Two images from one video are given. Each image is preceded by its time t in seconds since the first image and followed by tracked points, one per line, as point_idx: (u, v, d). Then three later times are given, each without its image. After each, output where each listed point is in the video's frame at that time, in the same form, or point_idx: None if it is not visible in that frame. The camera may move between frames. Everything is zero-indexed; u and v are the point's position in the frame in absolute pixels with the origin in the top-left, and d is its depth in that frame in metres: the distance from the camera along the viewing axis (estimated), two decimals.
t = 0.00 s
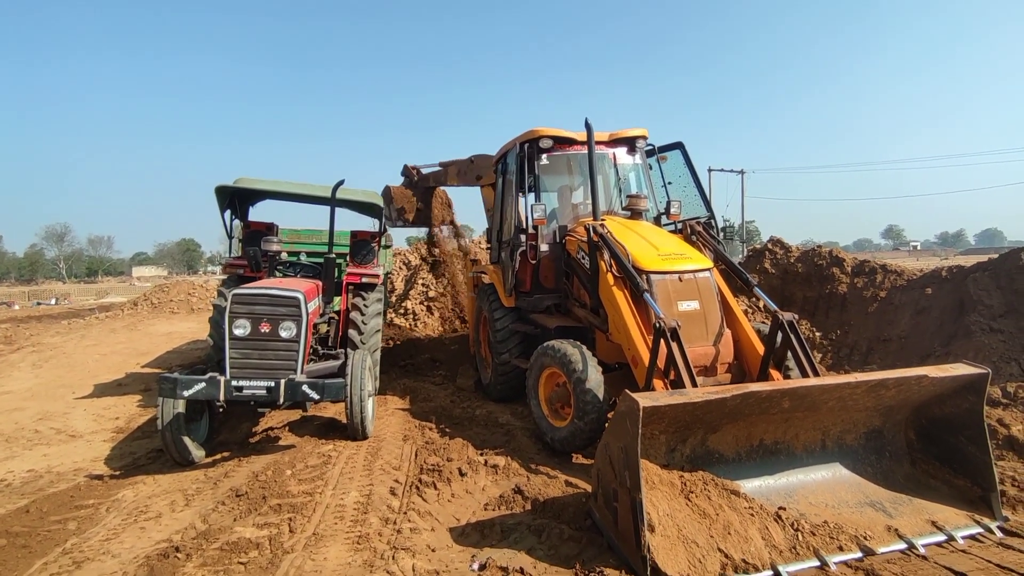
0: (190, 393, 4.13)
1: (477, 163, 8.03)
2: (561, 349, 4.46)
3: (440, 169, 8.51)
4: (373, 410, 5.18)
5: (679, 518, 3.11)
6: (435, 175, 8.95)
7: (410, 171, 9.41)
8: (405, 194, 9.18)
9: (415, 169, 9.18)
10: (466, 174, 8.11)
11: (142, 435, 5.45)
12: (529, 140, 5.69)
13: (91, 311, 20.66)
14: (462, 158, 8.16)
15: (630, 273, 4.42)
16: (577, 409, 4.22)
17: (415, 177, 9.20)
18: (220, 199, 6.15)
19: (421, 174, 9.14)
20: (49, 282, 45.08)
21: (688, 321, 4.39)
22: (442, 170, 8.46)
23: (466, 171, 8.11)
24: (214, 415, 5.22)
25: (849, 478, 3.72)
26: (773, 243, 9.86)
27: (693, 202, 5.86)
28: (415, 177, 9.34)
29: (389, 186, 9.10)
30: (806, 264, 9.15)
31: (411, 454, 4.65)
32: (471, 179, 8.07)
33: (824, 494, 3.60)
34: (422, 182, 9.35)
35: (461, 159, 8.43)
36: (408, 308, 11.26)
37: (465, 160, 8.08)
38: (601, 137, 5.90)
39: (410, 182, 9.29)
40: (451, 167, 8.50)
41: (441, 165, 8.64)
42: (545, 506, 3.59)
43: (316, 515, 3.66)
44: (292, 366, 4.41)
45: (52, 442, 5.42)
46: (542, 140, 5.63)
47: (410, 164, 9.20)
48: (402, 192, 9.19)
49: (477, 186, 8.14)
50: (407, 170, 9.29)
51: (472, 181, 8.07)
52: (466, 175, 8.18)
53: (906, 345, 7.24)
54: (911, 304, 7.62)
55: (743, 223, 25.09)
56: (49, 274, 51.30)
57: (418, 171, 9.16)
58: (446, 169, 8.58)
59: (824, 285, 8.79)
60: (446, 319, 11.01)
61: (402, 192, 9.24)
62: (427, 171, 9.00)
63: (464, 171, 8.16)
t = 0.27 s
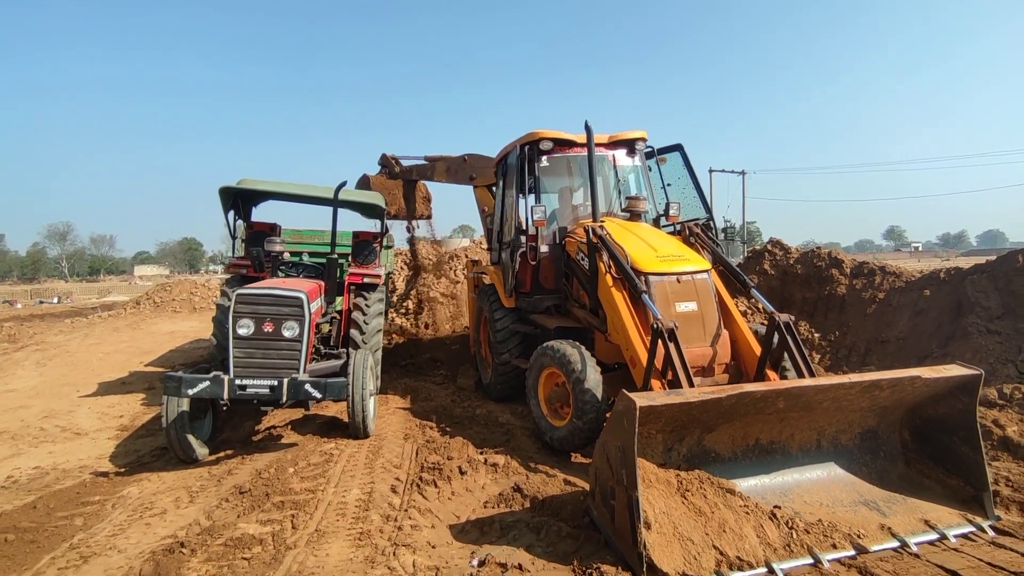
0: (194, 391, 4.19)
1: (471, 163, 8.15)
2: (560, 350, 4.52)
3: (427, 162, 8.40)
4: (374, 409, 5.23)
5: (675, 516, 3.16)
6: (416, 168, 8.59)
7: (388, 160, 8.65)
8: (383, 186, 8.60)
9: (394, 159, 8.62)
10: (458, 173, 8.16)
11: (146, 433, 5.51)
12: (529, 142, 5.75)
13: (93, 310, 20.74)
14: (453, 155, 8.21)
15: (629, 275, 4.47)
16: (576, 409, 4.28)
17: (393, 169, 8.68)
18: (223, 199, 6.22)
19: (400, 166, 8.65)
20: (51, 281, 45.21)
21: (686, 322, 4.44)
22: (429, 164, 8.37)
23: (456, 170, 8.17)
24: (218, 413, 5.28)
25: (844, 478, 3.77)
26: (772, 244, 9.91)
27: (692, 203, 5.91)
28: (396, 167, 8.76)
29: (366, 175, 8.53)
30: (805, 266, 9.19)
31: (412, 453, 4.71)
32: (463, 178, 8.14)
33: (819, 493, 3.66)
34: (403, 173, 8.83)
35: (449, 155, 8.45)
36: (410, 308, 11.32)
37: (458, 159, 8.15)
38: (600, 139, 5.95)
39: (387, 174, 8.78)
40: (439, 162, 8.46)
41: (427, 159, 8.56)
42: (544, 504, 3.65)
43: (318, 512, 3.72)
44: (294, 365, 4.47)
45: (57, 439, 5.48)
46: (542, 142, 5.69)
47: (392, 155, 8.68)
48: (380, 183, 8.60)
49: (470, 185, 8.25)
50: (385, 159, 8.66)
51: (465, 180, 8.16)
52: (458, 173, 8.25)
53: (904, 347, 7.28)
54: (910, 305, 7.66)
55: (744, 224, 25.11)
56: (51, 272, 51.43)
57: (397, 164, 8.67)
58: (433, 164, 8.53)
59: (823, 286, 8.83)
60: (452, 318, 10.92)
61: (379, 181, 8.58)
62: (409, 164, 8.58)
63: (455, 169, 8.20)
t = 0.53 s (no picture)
0: (200, 387, 4.27)
1: (467, 161, 8.19)
2: (560, 348, 4.58)
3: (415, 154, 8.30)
4: (377, 407, 5.30)
5: (671, 511, 3.23)
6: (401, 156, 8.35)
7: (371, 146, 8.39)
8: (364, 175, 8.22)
9: (379, 146, 8.32)
10: (455, 170, 8.18)
11: (152, 429, 5.60)
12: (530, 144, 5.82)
13: (97, 309, 20.85)
14: (449, 151, 8.23)
15: (628, 275, 4.54)
16: (575, 407, 4.35)
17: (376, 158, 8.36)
18: (229, 199, 6.31)
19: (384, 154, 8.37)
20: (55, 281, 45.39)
21: (684, 322, 4.51)
22: (420, 157, 8.27)
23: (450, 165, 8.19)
24: (223, 410, 5.36)
25: (839, 475, 3.83)
26: (772, 245, 9.96)
27: (691, 204, 5.97)
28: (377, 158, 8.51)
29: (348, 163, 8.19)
30: (805, 266, 9.24)
31: (414, 449, 4.78)
32: (459, 175, 8.16)
33: (814, 489, 3.72)
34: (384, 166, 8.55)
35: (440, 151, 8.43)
36: (412, 307, 11.39)
37: (454, 156, 8.18)
38: (601, 140, 6.01)
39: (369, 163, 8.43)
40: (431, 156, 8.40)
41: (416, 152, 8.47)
42: (543, 499, 3.72)
43: (322, 506, 3.80)
44: (298, 362, 4.54)
45: (65, 435, 5.57)
46: (543, 143, 5.76)
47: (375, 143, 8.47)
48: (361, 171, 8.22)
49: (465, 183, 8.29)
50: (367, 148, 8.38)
51: (461, 178, 8.19)
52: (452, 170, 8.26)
53: (902, 347, 7.33)
54: (909, 306, 7.70)
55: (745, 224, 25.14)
56: (54, 272, 51.65)
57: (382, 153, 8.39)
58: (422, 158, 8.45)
59: (823, 286, 8.88)
60: (452, 317, 11.01)
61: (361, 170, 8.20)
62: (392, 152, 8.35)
63: (449, 165, 8.21)
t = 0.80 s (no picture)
0: (205, 384, 4.34)
1: (461, 161, 8.28)
2: (559, 346, 4.65)
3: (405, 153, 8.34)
4: (378, 404, 5.38)
5: (666, 505, 3.30)
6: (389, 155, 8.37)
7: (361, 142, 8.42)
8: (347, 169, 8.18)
9: (368, 142, 8.33)
10: (449, 170, 8.24)
11: (157, 426, 5.68)
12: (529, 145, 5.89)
13: (99, 309, 20.95)
14: (444, 151, 8.29)
15: (625, 274, 4.61)
16: (573, 404, 4.42)
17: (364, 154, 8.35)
18: (232, 199, 6.40)
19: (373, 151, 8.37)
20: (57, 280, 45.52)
21: (681, 320, 4.57)
22: (412, 155, 8.32)
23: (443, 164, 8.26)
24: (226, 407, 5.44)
25: (832, 471, 3.89)
26: (771, 245, 10.02)
27: (689, 204, 6.04)
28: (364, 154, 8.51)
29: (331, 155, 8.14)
30: (803, 266, 9.31)
31: (414, 446, 4.85)
32: (454, 175, 8.24)
33: (808, 485, 3.78)
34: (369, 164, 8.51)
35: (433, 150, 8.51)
36: (412, 307, 11.47)
37: (450, 156, 8.25)
38: (599, 141, 6.08)
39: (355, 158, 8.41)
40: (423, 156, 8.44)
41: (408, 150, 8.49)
42: (541, 494, 3.79)
43: (324, 500, 3.88)
44: (301, 359, 4.62)
45: (71, 432, 5.65)
46: (542, 144, 5.83)
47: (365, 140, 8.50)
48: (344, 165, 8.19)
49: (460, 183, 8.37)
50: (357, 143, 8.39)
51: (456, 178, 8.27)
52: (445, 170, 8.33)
53: (899, 346, 7.39)
54: (906, 305, 7.77)
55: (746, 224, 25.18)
56: (56, 271, 51.79)
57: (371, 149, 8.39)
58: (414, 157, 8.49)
59: (821, 286, 8.94)
60: (452, 316, 11.09)
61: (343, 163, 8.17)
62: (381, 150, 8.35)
63: (444, 165, 8.26)
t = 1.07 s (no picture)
0: (205, 384, 4.39)
1: (460, 161, 8.33)
2: (554, 346, 4.71)
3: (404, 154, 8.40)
4: (376, 404, 5.42)
5: (659, 500, 3.36)
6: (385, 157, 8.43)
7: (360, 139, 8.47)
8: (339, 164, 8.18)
9: (368, 140, 8.38)
10: (447, 170, 8.29)
11: (156, 426, 5.72)
12: (525, 146, 5.95)
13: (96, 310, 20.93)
14: (442, 152, 8.34)
15: (620, 274, 4.67)
16: (569, 402, 4.47)
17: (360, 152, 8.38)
18: (232, 201, 6.45)
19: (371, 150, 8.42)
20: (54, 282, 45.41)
21: (675, 320, 4.64)
22: (409, 155, 8.37)
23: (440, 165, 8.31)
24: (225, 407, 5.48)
25: (824, 468, 3.95)
26: (766, 245, 10.10)
27: (683, 205, 6.10)
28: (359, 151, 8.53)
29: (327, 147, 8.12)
30: (798, 267, 9.39)
31: (412, 444, 4.91)
32: (452, 175, 8.29)
33: (799, 481, 3.85)
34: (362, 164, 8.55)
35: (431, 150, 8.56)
36: (410, 308, 11.52)
37: (447, 156, 8.30)
38: (594, 143, 6.13)
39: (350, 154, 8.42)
40: (421, 156, 8.49)
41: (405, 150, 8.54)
42: (537, 491, 3.84)
43: (323, 498, 3.93)
44: (300, 359, 4.66)
45: (71, 432, 5.69)
46: (538, 146, 5.90)
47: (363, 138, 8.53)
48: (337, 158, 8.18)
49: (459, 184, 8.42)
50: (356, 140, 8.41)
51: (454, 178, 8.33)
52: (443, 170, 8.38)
53: (892, 345, 7.47)
54: (899, 305, 7.85)
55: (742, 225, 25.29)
56: (53, 273, 51.67)
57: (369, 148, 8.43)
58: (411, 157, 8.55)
59: (815, 286, 9.02)
60: (449, 317, 11.15)
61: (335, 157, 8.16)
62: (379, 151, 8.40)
63: (441, 165, 8.31)
